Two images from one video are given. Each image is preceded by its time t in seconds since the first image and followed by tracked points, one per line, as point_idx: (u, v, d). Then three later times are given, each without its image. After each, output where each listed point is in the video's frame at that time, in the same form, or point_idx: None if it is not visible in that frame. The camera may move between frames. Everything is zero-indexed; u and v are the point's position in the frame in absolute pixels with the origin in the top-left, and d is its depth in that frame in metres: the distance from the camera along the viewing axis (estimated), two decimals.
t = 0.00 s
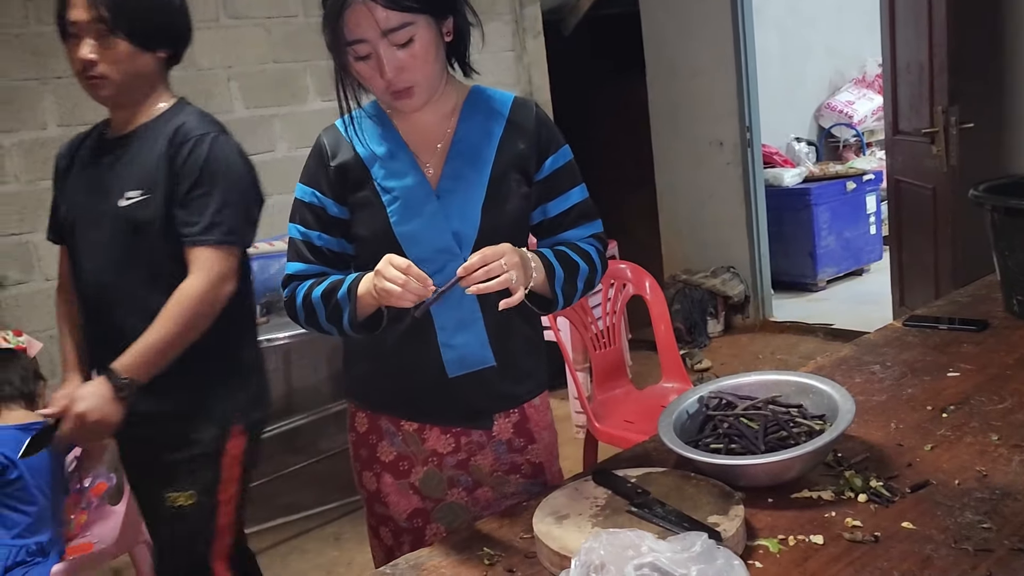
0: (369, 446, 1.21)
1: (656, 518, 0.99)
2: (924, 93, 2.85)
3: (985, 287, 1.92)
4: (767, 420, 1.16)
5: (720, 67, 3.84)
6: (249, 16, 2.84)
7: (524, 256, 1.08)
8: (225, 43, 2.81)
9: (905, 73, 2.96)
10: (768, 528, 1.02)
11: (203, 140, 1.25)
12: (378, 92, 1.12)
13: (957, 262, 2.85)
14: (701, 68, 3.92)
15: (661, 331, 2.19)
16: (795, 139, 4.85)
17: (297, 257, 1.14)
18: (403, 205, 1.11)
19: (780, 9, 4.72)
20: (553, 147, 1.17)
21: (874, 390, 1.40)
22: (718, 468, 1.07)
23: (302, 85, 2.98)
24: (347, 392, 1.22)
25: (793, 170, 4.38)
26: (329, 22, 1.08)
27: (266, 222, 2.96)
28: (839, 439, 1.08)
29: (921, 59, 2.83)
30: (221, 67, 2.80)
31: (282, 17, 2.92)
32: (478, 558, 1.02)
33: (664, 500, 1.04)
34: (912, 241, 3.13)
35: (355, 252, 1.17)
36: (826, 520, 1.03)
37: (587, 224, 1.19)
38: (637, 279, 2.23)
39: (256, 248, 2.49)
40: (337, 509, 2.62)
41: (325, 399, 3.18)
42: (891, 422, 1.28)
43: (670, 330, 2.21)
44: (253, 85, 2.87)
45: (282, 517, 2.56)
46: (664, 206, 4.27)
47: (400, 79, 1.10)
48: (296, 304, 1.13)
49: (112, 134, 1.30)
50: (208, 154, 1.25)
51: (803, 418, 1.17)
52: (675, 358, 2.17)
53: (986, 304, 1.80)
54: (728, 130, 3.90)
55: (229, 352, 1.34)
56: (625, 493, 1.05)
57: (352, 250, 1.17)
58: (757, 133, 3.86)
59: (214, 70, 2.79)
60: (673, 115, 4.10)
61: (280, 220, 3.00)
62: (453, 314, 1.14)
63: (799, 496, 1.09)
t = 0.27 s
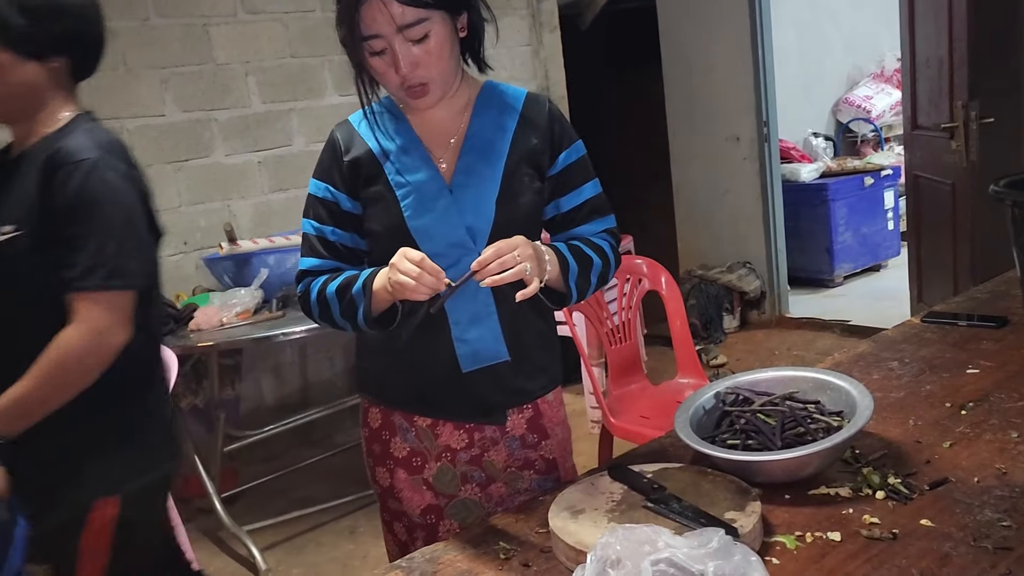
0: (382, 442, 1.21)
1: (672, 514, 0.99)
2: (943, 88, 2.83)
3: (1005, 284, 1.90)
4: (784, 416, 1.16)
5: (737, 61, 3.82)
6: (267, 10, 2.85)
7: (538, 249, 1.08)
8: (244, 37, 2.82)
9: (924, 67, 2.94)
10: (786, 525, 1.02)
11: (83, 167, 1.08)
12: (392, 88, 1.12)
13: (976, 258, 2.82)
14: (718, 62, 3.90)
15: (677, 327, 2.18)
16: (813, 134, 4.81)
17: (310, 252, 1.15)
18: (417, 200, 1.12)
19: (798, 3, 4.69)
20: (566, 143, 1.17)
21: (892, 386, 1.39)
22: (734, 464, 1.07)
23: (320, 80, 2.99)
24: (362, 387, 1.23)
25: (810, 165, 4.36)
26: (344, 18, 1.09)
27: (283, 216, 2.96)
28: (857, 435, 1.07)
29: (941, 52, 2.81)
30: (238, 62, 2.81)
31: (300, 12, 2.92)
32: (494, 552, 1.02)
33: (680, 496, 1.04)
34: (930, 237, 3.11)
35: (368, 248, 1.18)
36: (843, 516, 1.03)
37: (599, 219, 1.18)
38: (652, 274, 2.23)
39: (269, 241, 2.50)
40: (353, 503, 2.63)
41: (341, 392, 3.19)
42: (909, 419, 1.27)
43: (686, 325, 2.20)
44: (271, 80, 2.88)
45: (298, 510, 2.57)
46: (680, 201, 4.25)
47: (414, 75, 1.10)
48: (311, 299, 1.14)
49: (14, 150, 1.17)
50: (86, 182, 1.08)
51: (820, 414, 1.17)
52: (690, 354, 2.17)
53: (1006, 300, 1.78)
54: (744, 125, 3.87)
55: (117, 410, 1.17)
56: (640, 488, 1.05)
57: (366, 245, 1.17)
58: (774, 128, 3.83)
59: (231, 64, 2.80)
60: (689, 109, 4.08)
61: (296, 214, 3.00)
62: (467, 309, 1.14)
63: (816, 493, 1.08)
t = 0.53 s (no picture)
0: (400, 437, 1.22)
1: (690, 510, 0.99)
2: (963, 84, 2.80)
3: None
4: (802, 413, 1.15)
5: (754, 57, 3.80)
6: (284, 6, 2.86)
7: (562, 244, 1.08)
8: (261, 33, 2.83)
9: (945, 63, 2.91)
10: (803, 522, 1.01)
11: None
12: (411, 83, 1.12)
13: (995, 256, 2.80)
14: (735, 58, 3.87)
15: (693, 323, 2.17)
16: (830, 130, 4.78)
17: (329, 248, 1.15)
18: (437, 195, 1.12)
19: None
20: (584, 137, 1.16)
21: (912, 384, 1.38)
22: (752, 461, 1.07)
23: (336, 76, 2.99)
24: (380, 382, 1.23)
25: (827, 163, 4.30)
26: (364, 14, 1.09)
27: (299, 212, 2.97)
28: (876, 433, 1.07)
29: (962, 48, 2.78)
30: (256, 58, 2.82)
31: (317, 7, 2.93)
32: (510, 547, 1.02)
33: (698, 492, 1.03)
34: (949, 235, 3.08)
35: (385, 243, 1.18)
36: (862, 514, 1.02)
37: (620, 213, 1.18)
38: (668, 270, 2.23)
39: (287, 236, 2.50)
40: (368, 497, 2.63)
41: (356, 387, 3.20)
42: (929, 416, 1.26)
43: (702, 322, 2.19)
44: (287, 76, 2.89)
45: (313, 505, 2.58)
46: (696, 197, 4.23)
47: (434, 70, 1.10)
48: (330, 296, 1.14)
49: None
50: None
51: (839, 411, 1.16)
52: (706, 350, 2.16)
53: None
54: (761, 121, 3.86)
55: None
56: (657, 485, 1.05)
57: (384, 241, 1.18)
58: (792, 124, 3.81)
59: (248, 60, 2.81)
60: (706, 105, 4.06)
61: (313, 209, 3.00)
62: (486, 303, 1.14)
63: (834, 490, 1.08)
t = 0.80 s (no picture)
0: (419, 434, 1.22)
1: (709, 510, 0.98)
2: (987, 81, 2.77)
3: None
4: (822, 413, 1.14)
5: (774, 54, 3.78)
6: (303, 2, 2.86)
7: (581, 240, 1.07)
8: (280, 30, 2.84)
9: (968, 60, 2.88)
10: (823, 523, 1.00)
11: None
12: (432, 82, 1.12)
13: (1018, 256, 2.76)
14: (755, 55, 3.85)
15: (711, 322, 2.16)
16: (851, 128, 4.73)
17: (352, 246, 1.15)
18: (457, 193, 1.12)
19: None
20: (608, 133, 1.15)
21: (933, 384, 1.37)
22: (771, 461, 1.06)
23: (355, 72, 3.00)
24: (400, 379, 1.23)
25: (847, 161, 4.26)
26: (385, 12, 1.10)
27: (317, 208, 2.98)
28: (898, 434, 1.05)
29: (986, 45, 2.75)
30: (275, 54, 2.83)
31: (335, 4, 2.93)
32: (527, 545, 1.02)
33: (716, 492, 1.03)
34: (971, 235, 3.04)
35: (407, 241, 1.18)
36: (882, 516, 1.01)
37: (643, 210, 1.16)
38: (687, 269, 2.21)
39: (305, 232, 2.50)
40: (384, 494, 2.64)
41: (372, 383, 3.21)
42: (951, 418, 1.24)
43: (720, 321, 2.18)
44: (306, 72, 2.90)
45: (329, 500, 2.59)
46: (714, 195, 4.21)
47: (456, 67, 1.10)
48: (353, 294, 1.14)
49: None
50: None
51: (859, 412, 1.15)
52: (724, 349, 2.14)
53: None
54: (781, 119, 3.83)
55: None
56: (675, 484, 1.05)
57: (406, 238, 1.18)
58: (812, 122, 3.79)
59: (268, 57, 2.82)
60: (725, 102, 4.03)
61: (330, 206, 3.01)
62: (507, 301, 1.13)
63: (854, 492, 1.07)
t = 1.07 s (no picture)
0: (442, 431, 1.22)
1: (732, 512, 0.97)
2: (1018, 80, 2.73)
3: None
4: (848, 415, 1.13)
5: (800, 52, 3.74)
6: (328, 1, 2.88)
7: (604, 241, 1.06)
8: (305, 28, 2.85)
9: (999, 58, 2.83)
10: (848, 527, 0.99)
11: None
12: (459, 81, 1.12)
13: None
14: (781, 53, 3.82)
15: (735, 322, 2.14)
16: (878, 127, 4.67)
17: (378, 243, 1.16)
18: (483, 192, 1.12)
19: None
20: (636, 133, 1.14)
21: (961, 387, 1.35)
22: (796, 463, 1.05)
23: (379, 70, 3.01)
24: (424, 376, 1.23)
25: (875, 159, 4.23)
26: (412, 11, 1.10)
27: (341, 205, 2.99)
28: (925, 438, 1.04)
29: (1017, 43, 2.71)
30: (300, 52, 2.85)
31: (360, 2, 2.94)
32: (548, 544, 1.02)
33: (740, 494, 1.02)
34: (1000, 236, 3.00)
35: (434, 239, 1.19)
36: (909, 520, 1.00)
37: (670, 211, 1.15)
38: (710, 268, 2.20)
39: (329, 229, 2.51)
40: (405, 490, 2.65)
41: (394, 380, 3.22)
42: (979, 421, 1.23)
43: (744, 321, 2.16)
44: (331, 70, 2.91)
45: (351, 496, 2.60)
46: (738, 194, 4.18)
47: (482, 67, 1.09)
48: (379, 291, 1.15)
49: None
50: None
51: (886, 414, 1.13)
52: (748, 349, 2.13)
53: None
54: (807, 117, 3.79)
55: None
56: (699, 485, 1.04)
57: (432, 236, 1.19)
58: (838, 121, 3.75)
59: (293, 55, 2.84)
60: (750, 101, 4.00)
61: (354, 203, 3.02)
62: (531, 301, 1.13)
63: (880, 495, 1.05)
